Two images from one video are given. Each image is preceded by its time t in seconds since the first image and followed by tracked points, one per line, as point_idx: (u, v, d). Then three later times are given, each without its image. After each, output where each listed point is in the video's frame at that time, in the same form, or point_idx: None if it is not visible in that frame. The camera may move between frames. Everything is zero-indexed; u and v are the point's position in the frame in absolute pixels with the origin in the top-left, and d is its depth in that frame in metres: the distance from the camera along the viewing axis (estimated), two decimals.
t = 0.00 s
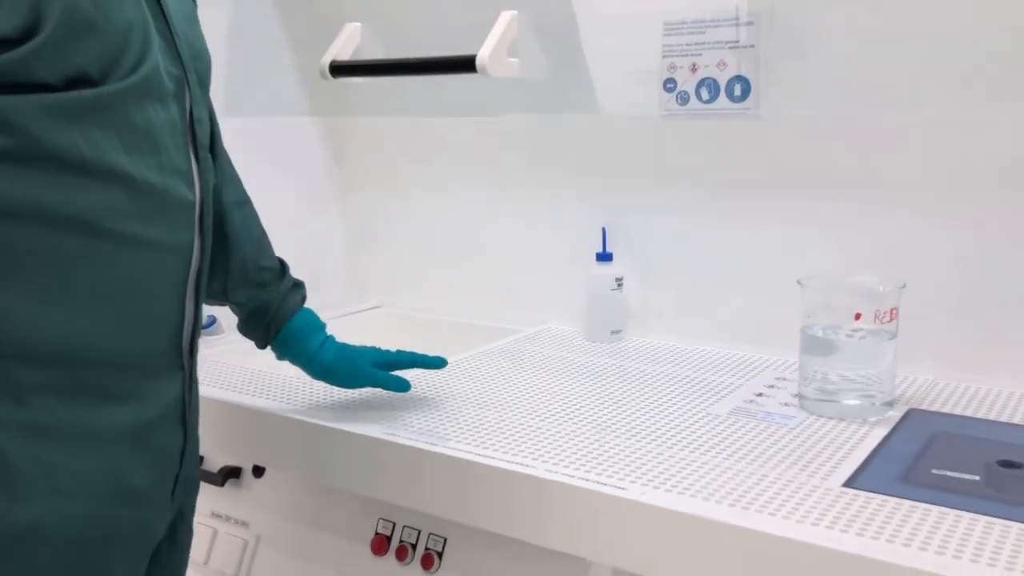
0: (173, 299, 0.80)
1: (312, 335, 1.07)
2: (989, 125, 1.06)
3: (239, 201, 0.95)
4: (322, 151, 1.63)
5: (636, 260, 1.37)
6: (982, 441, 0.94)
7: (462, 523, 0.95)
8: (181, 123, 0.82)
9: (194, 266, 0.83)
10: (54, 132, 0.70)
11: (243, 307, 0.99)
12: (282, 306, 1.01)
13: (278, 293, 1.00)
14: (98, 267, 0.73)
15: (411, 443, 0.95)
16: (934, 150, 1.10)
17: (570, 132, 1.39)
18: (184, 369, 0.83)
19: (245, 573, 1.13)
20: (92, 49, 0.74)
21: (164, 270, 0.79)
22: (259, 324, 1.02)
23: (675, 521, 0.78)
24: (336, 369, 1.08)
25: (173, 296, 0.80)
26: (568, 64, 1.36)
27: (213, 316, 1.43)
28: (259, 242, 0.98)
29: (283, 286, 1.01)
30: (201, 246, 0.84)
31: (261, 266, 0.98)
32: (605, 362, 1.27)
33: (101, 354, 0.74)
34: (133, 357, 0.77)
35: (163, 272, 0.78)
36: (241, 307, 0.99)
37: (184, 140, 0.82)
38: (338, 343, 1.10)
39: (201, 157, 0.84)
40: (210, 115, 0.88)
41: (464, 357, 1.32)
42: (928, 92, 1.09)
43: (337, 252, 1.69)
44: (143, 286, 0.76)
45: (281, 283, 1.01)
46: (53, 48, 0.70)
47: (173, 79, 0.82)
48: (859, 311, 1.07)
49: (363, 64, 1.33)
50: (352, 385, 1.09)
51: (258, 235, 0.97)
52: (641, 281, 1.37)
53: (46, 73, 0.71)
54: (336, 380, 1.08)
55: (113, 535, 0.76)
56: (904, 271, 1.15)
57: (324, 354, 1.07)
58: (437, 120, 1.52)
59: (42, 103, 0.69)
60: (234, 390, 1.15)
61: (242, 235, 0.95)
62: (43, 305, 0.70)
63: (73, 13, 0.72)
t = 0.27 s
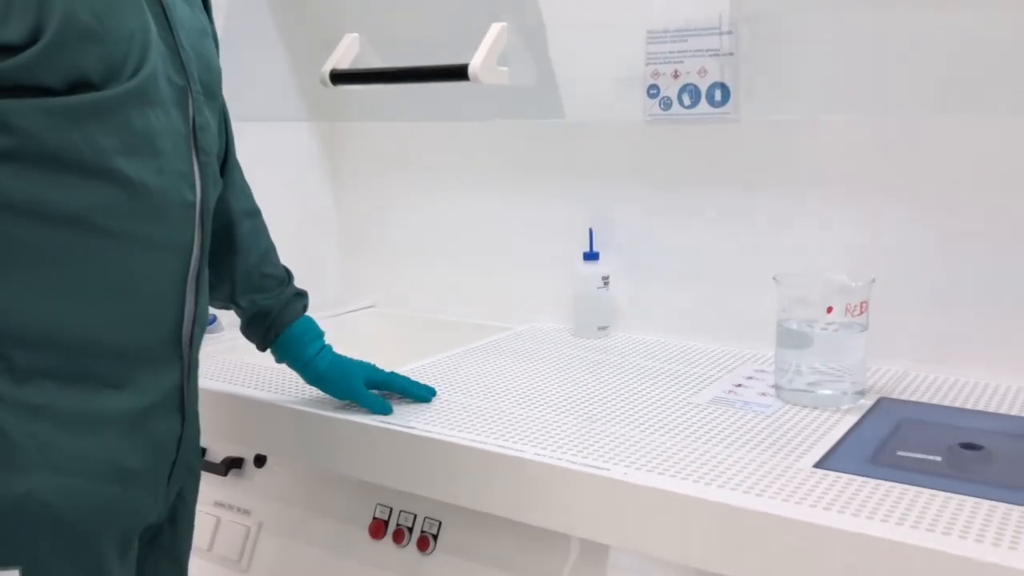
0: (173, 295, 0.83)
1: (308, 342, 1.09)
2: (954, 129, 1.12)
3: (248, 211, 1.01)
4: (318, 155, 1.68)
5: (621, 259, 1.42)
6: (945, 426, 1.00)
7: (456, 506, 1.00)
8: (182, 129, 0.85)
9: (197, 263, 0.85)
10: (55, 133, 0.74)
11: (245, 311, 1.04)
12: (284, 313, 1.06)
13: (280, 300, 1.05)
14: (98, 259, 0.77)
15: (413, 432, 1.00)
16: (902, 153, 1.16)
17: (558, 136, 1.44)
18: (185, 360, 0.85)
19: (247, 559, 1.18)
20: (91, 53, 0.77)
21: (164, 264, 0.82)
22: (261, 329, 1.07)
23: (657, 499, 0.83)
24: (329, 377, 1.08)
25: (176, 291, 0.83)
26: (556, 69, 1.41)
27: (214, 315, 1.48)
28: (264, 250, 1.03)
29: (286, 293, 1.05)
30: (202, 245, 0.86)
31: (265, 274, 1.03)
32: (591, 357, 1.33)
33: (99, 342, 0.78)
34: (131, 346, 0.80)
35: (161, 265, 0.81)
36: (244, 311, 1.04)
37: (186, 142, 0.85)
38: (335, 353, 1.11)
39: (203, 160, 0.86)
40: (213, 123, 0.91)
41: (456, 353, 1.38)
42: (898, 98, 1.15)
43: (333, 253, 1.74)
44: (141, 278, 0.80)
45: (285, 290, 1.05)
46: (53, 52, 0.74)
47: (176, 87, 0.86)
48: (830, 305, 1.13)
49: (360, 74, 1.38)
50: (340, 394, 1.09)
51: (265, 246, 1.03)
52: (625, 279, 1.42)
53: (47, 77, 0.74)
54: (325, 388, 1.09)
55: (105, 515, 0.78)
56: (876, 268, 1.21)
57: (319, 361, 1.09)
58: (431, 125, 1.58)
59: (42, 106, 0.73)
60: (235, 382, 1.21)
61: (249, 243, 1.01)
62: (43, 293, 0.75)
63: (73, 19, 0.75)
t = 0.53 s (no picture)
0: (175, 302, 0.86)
1: (307, 358, 1.12)
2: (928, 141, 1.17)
3: (255, 228, 1.05)
4: (318, 169, 1.73)
5: (613, 269, 1.47)
6: (923, 426, 1.05)
7: (455, 505, 1.04)
8: (181, 142, 0.87)
9: (199, 272, 0.88)
10: (56, 143, 0.79)
11: (248, 324, 1.08)
12: (284, 328, 1.09)
13: (280, 316, 1.08)
14: (98, 264, 0.81)
15: (419, 433, 1.04)
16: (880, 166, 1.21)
17: (551, 150, 1.49)
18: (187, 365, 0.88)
19: (254, 560, 1.22)
20: (88, 67, 0.81)
21: (167, 273, 0.85)
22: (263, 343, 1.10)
23: (646, 494, 0.88)
24: (325, 393, 1.11)
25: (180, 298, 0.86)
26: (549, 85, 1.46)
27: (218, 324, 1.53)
28: (267, 268, 1.06)
29: (287, 309, 1.09)
30: (204, 255, 0.88)
31: (268, 289, 1.06)
32: (585, 363, 1.37)
33: (99, 344, 0.82)
34: (132, 350, 0.84)
35: (161, 274, 0.85)
36: (246, 324, 1.08)
37: (186, 155, 0.87)
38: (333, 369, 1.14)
39: (202, 172, 0.88)
40: (217, 136, 0.92)
41: (454, 360, 1.42)
42: (875, 112, 1.20)
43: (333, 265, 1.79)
44: (141, 285, 0.83)
45: (286, 306, 1.09)
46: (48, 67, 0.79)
47: (175, 102, 0.87)
48: (812, 311, 1.18)
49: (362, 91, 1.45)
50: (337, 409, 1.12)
51: (270, 263, 1.07)
52: (618, 288, 1.47)
53: (47, 89, 0.80)
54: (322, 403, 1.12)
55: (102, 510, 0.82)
56: (857, 276, 1.26)
57: (316, 377, 1.11)
58: (428, 139, 1.63)
59: (42, 119, 0.78)
60: (239, 389, 1.25)
61: (254, 259, 1.05)
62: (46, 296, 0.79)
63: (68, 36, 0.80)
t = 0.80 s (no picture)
0: (193, 332, 0.91)
1: (318, 381, 1.16)
2: (920, 177, 1.22)
3: (262, 259, 1.10)
4: (330, 205, 1.78)
5: (616, 301, 1.51)
6: (918, 454, 1.08)
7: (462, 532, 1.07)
8: (195, 182, 0.91)
9: (213, 304, 0.93)
10: (76, 187, 0.82)
11: (259, 351, 1.12)
12: (294, 354, 1.14)
13: (290, 341, 1.13)
14: (124, 299, 0.85)
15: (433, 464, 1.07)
16: (874, 201, 1.25)
17: (554, 187, 1.54)
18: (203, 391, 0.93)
19: None
20: (107, 117, 0.84)
21: (186, 306, 0.89)
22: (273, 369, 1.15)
23: (648, 521, 0.91)
24: (336, 416, 1.15)
25: (195, 329, 0.91)
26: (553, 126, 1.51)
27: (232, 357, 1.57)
28: (277, 296, 1.11)
29: (296, 335, 1.14)
30: (216, 288, 0.93)
31: (277, 317, 1.11)
32: (589, 394, 1.40)
33: (124, 375, 0.85)
34: (154, 379, 0.88)
35: (180, 306, 0.89)
36: (257, 352, 1.12)
37: (199, 194, 0.91)
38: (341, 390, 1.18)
39: (214, 209, 0.93)
40: (225, 175, 0.97)
41: (462, 392, 1.46)
42: (867, 149, 1.25)
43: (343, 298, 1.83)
44: (163, 318, 0.87)
45: (295, 332, 1.14)
46: (70, 117, 0.82)
47: (187, 144, 0.92)
48: (809, 342, 1.21)
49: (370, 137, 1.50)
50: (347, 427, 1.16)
51: (278, 291, 1.12)
52: (622, 320, 1.51)
53: (66, 139, 0.83)
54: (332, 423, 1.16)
55: (131, 529, 0.86)
56: (854, 309, 1.29)
57: (327, 400, 1.15)
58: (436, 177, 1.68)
59: (64, 165, 0.83)
60: (252, 420, 1.28)
61: (262, 290, 1.10)
62: (78, 329, 0.83)
63: (87, 88, 0.83)
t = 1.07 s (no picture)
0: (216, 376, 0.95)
1: (294, 419, 1.22)
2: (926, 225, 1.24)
3: (250, 300, 1.17)
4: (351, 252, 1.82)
5: (630, 347, 1.53)
6: (928, 501, 1.09)
7: None
8: (216, 234, 0.95)
9: (234, 349, 0.97)
10: (110, 248, 0.85)
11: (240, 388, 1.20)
12: (274, 391, 1.22)
13: (269, 379, 1.21)
14: (154, 349, 0.89)
15: (456, 511, 1.08)
16: (882, 249, 1.28)
17: (570, 234, 1.57)
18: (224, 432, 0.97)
19: None
20: (138, 179, 0.87)
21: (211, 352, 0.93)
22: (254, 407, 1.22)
23: (659, 566, 0.93)
24: (314, 452, 1.20)
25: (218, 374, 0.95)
26: (569, 176, 1.56)
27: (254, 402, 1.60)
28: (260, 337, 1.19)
29: (275, 373, 1.22)
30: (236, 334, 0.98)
31: (259, 356, 1.19)
32: (605, 439, 1.42)
33: (153, 419, 0.89)
34: (181, 422, 0.92)
35: (206, 353, 0.93)
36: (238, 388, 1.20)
37: (221, 247, 0.95)
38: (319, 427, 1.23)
39: (232, 259, 0.97)
40: (240, 225, 1.01)
41: (479, 437, 1.48)
42: (874, 197, 1.28)
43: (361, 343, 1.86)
44: (189, 364, 0.91)
45: (275, 371, 1.21)
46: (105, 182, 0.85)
47: (208, 199, 0.95)
48: (818, 389, 1.24)
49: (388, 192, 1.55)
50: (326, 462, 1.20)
51: (262, 332, 1.19)
52: (636, 366, 1.53)
53: (99, 202, 0.85)
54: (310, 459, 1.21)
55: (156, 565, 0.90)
56: (864, 355, 1.31)
57: (304, 437, 1.21)
58: (455, 225, 1.72)
59: (99, 226, 0.85)
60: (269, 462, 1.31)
61: (247, 330, 1.17)
62: (111, 376, 0.87)
63: (119, 153, 0.86)
